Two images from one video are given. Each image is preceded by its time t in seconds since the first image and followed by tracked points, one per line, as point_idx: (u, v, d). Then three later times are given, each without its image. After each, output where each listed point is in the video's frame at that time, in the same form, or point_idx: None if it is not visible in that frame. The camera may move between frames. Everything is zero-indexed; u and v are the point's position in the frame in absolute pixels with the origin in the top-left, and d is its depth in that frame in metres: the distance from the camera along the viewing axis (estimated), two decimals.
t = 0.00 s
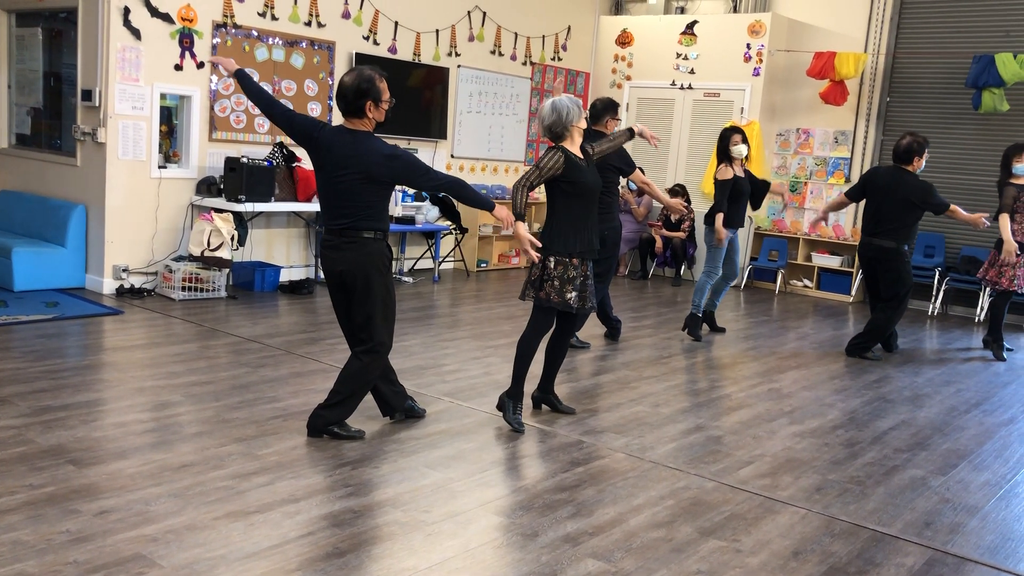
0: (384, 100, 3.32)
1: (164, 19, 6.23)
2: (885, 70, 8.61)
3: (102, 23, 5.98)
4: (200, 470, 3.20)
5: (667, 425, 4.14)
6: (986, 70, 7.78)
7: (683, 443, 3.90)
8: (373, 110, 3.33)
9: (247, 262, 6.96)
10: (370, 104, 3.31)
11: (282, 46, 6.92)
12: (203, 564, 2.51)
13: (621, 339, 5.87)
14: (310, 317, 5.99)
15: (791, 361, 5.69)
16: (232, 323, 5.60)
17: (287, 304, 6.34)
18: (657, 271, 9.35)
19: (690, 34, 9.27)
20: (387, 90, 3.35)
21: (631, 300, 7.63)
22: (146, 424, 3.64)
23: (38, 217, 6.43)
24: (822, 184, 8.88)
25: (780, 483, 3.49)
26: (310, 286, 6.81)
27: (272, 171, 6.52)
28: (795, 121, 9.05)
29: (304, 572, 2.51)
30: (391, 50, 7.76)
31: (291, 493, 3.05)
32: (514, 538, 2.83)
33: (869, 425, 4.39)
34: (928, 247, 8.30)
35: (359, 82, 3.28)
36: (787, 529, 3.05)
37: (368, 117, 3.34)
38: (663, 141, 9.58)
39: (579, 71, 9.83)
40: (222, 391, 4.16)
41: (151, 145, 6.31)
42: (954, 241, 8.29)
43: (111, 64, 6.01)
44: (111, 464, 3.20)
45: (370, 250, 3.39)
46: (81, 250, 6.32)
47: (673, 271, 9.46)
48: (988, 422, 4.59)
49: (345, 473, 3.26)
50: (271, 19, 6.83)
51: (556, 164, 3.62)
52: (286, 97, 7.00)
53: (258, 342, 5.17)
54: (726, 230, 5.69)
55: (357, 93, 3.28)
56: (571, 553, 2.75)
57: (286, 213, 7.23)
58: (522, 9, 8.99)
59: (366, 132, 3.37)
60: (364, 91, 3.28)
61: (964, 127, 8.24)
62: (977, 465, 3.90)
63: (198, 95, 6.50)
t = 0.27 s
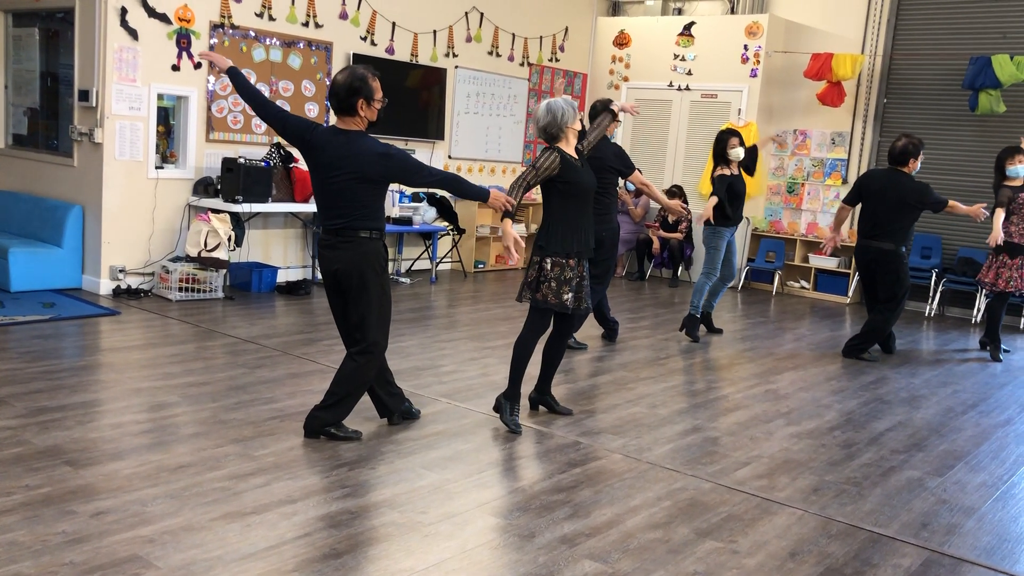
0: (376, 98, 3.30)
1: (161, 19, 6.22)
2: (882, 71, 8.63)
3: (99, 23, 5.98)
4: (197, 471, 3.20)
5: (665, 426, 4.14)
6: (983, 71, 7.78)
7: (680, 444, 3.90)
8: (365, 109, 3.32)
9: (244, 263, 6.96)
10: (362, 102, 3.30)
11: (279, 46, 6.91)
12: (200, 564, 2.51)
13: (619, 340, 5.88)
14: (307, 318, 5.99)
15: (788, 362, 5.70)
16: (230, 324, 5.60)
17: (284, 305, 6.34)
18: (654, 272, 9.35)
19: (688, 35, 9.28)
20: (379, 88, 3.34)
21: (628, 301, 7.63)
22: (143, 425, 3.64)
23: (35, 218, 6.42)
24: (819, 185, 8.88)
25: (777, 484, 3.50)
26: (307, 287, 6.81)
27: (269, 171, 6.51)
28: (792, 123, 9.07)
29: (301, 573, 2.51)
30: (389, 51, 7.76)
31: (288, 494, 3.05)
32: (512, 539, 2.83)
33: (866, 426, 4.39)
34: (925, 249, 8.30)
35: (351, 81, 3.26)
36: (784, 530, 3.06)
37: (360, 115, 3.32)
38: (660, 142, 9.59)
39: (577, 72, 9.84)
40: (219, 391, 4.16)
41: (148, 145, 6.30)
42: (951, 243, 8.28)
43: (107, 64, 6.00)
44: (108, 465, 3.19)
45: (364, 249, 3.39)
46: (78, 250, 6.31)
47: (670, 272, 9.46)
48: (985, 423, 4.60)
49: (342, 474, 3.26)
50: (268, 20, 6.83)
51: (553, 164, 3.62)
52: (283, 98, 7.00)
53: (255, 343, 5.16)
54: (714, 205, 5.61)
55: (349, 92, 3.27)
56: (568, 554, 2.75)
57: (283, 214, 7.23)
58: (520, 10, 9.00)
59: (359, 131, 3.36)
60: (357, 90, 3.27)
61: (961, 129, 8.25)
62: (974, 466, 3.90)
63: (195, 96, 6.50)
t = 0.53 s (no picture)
0: (370, 97, 3.30)
1: (160, 20, 6.22)
2: (880, 72, 8.64)
3: (98, 24, 5.98)
4: (195, 472, 3.20)
5: (663, 427, 4.14)
6: (981, 72, 7.79)
7: (679, 445, 3.90)
8: (359, 108, 3.31)
9: (243, 264, 6.96)
10: (357, 101, 3.29)
11: (278, 47, 6.91)
12: (199, 565, 2.51)
13: (618, 341, 5.88)
14: (306, 318, 5.99)
15: (786, 363, 5.70)
16: (228, 324, 5.59)
17: (283, 305, 6.34)
18: (653, 272, 9.35)
19: (686, 36, 9.29)
20: (373, 87, 3.33)
21: (627, 301, 7.63)
22: (141, 426, 3.64)
23: (33, 218, 6.42)
24: (818, 186, 8.89)
25: (776, 485, 3.50)
26: (305, 287, 6.81)
27: (268, 172, 6.51)
28: (790, 123, 9.08)
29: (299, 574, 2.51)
30: (388, 52, 7.76)
31: (287, 494, 3.05)
32: (510, 540, 2.83)
33: (865, 427, 4.39)
34: (923, 249, 8.31)
35: (346, 81, 3.26)
36: (782, 531, 3.06)
37: (355, 114, 3.32)
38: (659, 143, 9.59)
39: (576, 73, 9.84)
40: (217, 392, 4.16)
41: (147, 146, 6.30)
42: (949, 244, 8.29)
43: (106, 65, 6.00)
44: (107, 466, 3.19)
45: (363, 249, 3.39)
46: (76, 251, 6.31)
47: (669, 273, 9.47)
48: (984, 423, 4.60)
49: (341, 475, 3.26)
50: (267, 20, 6.83)
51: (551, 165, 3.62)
52: (282, 98, 7.00)
53: (254, 343, 5.16)
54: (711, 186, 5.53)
55: (344, 92, 3.27)
56: (567, 555, 2.75)
57: (282, 215, 7.23)
58: (518, 11, 9.00)
59: (353, 132, 3.34)
60: (351, 90, 3.27)
61: (959, 129, 8.26)
62: (972, 467, 3.90)
63: (194, 96, 6.49)
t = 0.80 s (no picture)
0: (366, 96, 3.30)
1: (160, 20, 6.22)
2: (880, 72, 8.64)
3: (98, 24, 5.98)
4: (195, 473, 3.20)
5: (663, 427, 4.14)
6: (981, 72, 7.79)
7: (679, 445, 3.90)
8: (356, 107, 3.31)
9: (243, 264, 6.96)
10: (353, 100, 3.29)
11: (278, 47, 6.91)
12: (199, 566, 2.51)
13: (618, 341, 5.87)
14: (306, 319, 5.99)
15: (787, 363, 5.70)
16: (228, 325, 5.59)
17: (283, 306, 6.34)
18: (653, 272, 9.35)
19: (686, 36, 9.29)
20: (367, 86, 3.34)
21: (627, 302, 7.63)
22: (141, 426, 3.64)
23: (33, 219, 6.42)
24: (818, 186, 8.89)
25: (776, 485, 3.50)
26: (305, 288, 6.81)
27: (268, 172, 6.51)
28: (790, 123, 9.07)
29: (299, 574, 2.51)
30: (388, 52, 7.76)
31: (287, 495, 3.05)
32: (510, 540, 2.83)
33: (865, 427, 4.39)
34: (923, 249, 8.31)
35: (343, 81, 3.26)
36: (782, 531, 3.05)
37: (351, 114, 3.31)
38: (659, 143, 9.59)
39: (575, 73, 9.85)
40: (217, 393, 4.16)
41: (147, 146, 6.30)
42: (950, 244, 8.29)
43: (105, 65, 6.00)
44: (107, 466, 3.19)
45: (363, 248, 3.39)
46: (76, 252, 6.31)
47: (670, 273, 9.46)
48: (984, 424, 4.60)
49: (341, 475, 3.26)
50: (267, 21, 6.83)
51: (550, 170, 3.62)
52: (282, 99, 7.00)
53: (254, 344, 5.16)
54: (707, 189, 5.52)
55: (341, 91, 3.27)
56: (567, 556, 2.75)
57: (282, 215, 7.23)
58: (518, 11, 9.00)
59: (349, 132, 3.34)
60: (347, 89, 3.27)
61: (959, 129, 8.26)
62: (973, 467, 3.90)
63: (194, 97, 6.49)
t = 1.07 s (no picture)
0: (365, 95, 3.30)
1: (160, 21, 6.22)
2: (881, 71, 8.64)
3: (99, 24, 5.98)
4: (196, 473, 3.20)
5: (664, 427, 4.14)
6: (982, 72, 7.78)
7: (680, 445, 3.90)
8: (356, 107, 3.31)
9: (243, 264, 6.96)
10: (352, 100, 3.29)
11: (279, 47, 6.91)
12: (200, 566, 2.51)
13: (619, 341, 5.87)
14: (307, 319, 5.99)
15: (788, 363, 5.70)
16: (229, 325, 5.59)
17: (284, 306, 6.34)
18: (654, 272, 9.35)
19: (687, 36, 9.28)
20: (366, 85, 3.34)
21: (628, 301, 7.63)
22: (142, 426, 3.64)
23: (35, 219, 6.42)
24: (819, 186, 8.89)
25: (777, 485, 3.49)
26: (306, 288, 6.81)
27: (268, 173, 6.51)
28: (791, 123, 9.07)
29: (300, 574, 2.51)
30: (389, 52, 7.76)
31: (288, 495, 3.05)
32: (512, 540, 2.83)
33: (866, 427, 4.39)
34: (924, 249, 8.31)
35: (343, 81, 3.26)
36: (784, 531, 3.05)
37: (351, 113, 3.31)
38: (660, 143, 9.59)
39: (576, 73, 9.85)
40: (219, 393, 4.16)
41: (148, 146, 6.30)
42: (951, 243, 8.28)
43: (106, 66, 6.00)
44: (108, 466, 3.19)
45: (365, 248, 3.39)
46: (77, 252, 6.31)
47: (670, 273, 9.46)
48: (985, 423, 4.60)
49: (342, 475, 3.26)
50: (268, 21, 6.82)
51: (549, 179, 3.63)
52: (283, 99, 7.00)
53: (255, 344, 5.16)
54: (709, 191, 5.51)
55: (341, 91, 3.27)
56: (568, 555, 2.75)
57: (283, 215, 7.23)
58: (519, 11, 9.00)
59: (350, 131, 3.33)
60: (348, 89, 3.27)
61: (960, 129, 8.26)
62: (974, 467, 3.90)
63: (195, 97, 6.49)
